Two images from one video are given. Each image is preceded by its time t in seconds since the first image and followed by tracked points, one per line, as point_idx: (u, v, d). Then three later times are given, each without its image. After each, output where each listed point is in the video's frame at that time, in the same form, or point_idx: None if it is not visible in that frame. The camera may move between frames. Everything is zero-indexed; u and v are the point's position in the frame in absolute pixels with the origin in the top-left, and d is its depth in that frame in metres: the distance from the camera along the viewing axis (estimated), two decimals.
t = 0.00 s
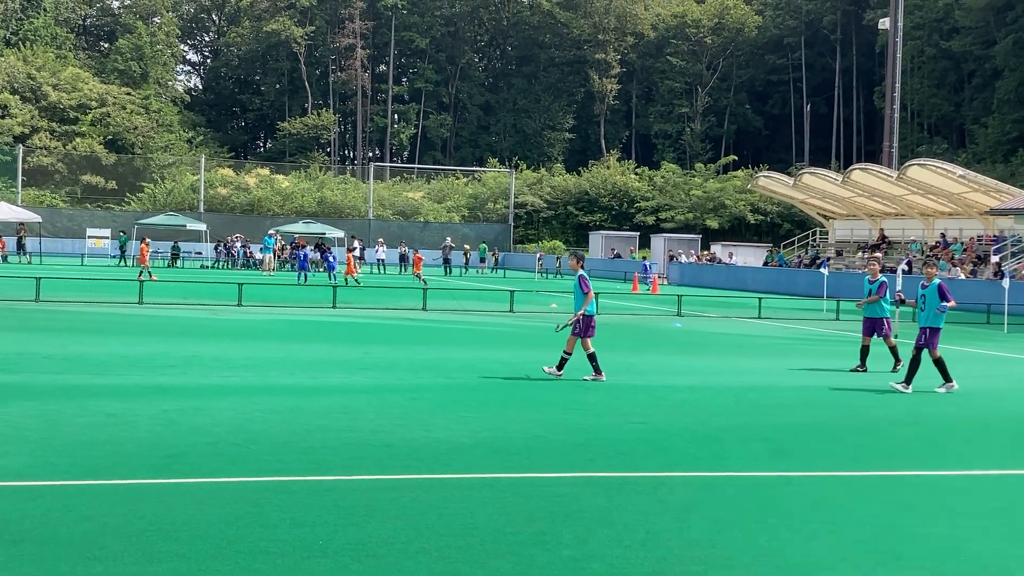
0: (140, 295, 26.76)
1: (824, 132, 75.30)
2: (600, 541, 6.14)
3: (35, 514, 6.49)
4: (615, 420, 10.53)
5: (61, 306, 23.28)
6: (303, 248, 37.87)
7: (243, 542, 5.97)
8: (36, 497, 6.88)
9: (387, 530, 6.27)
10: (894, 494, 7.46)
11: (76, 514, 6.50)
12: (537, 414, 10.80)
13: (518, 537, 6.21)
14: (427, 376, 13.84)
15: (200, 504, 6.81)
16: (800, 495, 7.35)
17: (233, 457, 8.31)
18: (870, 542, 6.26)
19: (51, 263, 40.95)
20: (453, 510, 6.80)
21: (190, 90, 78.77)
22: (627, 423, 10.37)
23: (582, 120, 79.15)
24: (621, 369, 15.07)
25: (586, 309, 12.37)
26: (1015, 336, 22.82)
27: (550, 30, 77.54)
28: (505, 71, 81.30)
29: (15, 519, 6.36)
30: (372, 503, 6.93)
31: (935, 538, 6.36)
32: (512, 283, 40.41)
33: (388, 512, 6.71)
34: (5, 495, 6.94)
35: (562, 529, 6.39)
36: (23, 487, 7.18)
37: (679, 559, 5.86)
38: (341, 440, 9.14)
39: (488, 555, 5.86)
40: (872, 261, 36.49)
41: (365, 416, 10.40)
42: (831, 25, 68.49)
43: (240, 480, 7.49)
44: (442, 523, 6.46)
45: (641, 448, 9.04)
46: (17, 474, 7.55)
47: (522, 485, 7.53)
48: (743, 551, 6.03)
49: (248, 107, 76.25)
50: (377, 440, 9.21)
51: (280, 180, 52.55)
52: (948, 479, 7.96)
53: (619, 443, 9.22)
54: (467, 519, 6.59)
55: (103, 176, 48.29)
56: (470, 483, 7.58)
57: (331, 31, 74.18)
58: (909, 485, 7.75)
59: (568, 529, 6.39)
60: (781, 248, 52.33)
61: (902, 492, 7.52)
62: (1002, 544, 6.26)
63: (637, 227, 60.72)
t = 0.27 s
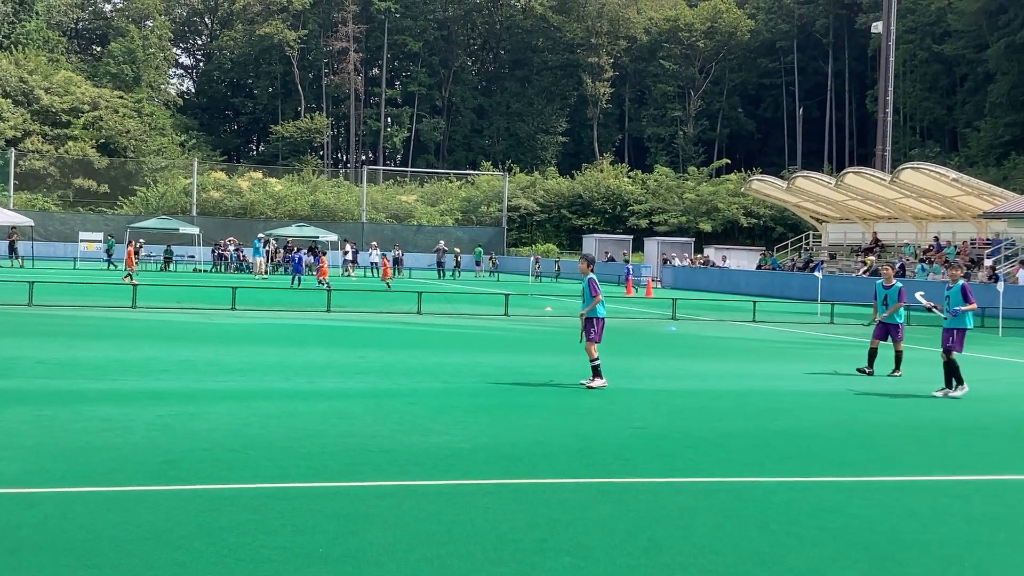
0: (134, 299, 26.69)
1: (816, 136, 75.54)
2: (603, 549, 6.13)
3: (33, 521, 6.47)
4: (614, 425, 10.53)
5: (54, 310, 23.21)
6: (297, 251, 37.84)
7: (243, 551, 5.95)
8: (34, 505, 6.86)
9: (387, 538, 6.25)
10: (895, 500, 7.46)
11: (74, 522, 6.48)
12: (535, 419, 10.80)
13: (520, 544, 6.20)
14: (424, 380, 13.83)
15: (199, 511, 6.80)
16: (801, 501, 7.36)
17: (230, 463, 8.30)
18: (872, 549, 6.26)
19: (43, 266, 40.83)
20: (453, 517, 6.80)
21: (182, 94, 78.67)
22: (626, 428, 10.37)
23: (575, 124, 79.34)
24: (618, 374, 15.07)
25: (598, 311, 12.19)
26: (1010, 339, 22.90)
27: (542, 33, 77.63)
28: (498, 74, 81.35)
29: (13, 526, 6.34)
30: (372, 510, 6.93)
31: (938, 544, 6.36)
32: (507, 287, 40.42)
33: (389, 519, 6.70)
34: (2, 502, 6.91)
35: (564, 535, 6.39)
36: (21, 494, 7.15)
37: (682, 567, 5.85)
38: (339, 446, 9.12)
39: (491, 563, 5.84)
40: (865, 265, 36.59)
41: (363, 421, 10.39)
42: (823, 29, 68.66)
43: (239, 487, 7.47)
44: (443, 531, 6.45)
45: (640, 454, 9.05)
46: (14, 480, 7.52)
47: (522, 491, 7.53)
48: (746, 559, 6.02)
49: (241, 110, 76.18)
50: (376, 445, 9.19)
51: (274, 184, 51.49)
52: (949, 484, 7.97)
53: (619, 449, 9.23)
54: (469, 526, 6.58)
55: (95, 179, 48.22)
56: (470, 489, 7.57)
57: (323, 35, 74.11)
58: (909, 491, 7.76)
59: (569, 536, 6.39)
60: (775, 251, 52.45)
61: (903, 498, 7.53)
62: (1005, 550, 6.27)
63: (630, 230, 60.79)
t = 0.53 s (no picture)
0: (123, 302, 26.61)
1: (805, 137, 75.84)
2: (601, 554, 6.16)
3: (25, 529, 6.46)
4: (608, 428, 10.57)
5: (43, 314, 23.09)
6: (286, 253, 37.74)
7: (239, 558, 5.96)
8: (26, 512, 6.85)
9: (384, 544, 6.27)
10: (890, 503, 7.52)
11: (65, 529, 6.47)
12: (529, 422, 10.83)
13: (518, 549, 6.23)
14: (417, 384, 13.83)
15: (191, 517, 6.80)
16: (796, 504, 7.42)
17: (222, 468, 8.30)
18: (866, 552, 6.32)
19: (32, 269, 40.64)
20: (447, 522, 6.82)
21: (171, 96, 78.47)
22: (620, 431, 10.41)
23: (565, 126, 79.45)
24: (611, 376, 15.11)
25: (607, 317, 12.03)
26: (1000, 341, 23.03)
27: (532, 35, 77.74)
28: (488, 77, 81.35)
29: (5, 533, 6.34)
30: (366, 515, 6.94)
31: (934, 547, 6.42)
32: (498, 289, 40.42)
33: (384, 524, 6.71)
34: None
35: (561, 541, 6.42)
36: (12, 500, 7.14)
37: (679, 572, 5.89)
38: (333, 450, 9.13)
39: (489, 569, 5.86)
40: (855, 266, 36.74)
41: (356, 425, 10.40)
42: (812, 31, 68.94)
43: (234, 492, 7.48)
44: (441, 536, 6.48)
45: (634, 457, 9.08)
46: (5, 486, 7.51)
47: (517, 496, 7.55)
48: (743, 563, 6.07)
49: (229, 112, 76.04)
50: (370, 450, 9.20)
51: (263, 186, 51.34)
52: (943, 488, 8.03)
53: (613, 453, 9.25)
54: (466, 531, 6.61)
55: (84, 182, 48.12)
56: (467, 494, 7.60)
57: (312, 37, 74.02)
58: (903, 494, 7.82)
59: (566, 541, 6.42)
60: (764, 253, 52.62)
61: (898, 501, 7.58)
62: (999, 554, 6.32)
63: (620, 232, 60.90)
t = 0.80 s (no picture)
0: (109, 306, 26.54)
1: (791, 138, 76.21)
2: (595, 556, 6.23)
3: (18, 534, 6.47)
4: (599, 430, 10.64)
5: (28, 317, 23.01)
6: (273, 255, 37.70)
7: (234, 562, 6.00)
8: (18, 517, 6.87)
9: (378, 548, 6.31)
10: (880, 504, 7.61)
11: (58, 534, 6.49)
12: (520, 425, 10.89)
13: (512, 553, 6.28)
14: (406, 386, 13.88)
15: (184, 522, 6.83)
16: (789, 506, 7.50)
17: (215, 471, 8.33)
18: (856, 553, 6.40)
19: (16, 272, 40.46)
20: (441, 525, 6.87)
21: (156, 97, 78.22)
22: (610, 433, 10.49)
23: (551, 127, 79.63)
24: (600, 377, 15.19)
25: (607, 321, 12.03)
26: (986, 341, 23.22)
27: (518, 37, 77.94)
28: (474, 78, 81.41)
29: None
30: (359, 519, 6.98)
31: (923, 548, 6.51)
32: (485, 291, 40.49)
33: (379, 528, 6.76)
34: None
35: (556, 544, 6.48)
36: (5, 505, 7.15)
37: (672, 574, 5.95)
38: (325, 453, 9.17)
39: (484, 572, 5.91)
40: (841, 267, 36.94)
41: (347, 428, 10.43)
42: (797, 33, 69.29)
43: (226, 497, 7.50)
44: (435, 539, 6.53)
45: (624, 458, 9.15)
46: None
47: (510, 499, 7.61)
48: (735, 565, 6.13)
49: (215, 114, 75.85)
50: (361, 453, 9.25)
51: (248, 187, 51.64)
52: (933, 488, 8.13)
53: (605, 454, 9.33)
54: (460, 535, 6.65)
55: (69, 184, 47.99)
56: (460, 497, 7.64)
57: (298, 38, 73.89)
58: (893, 495, 7.91)
59: (561, 544, 6.48)
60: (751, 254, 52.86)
61: (888, 502, 7.68)
62: (988, 555, 6.40)
63: (607, 233, 61.05)
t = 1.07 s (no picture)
0: (93, 307, 26.47)
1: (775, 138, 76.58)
2: (586, 557, 6.31)
3: (8, 537, 6.51)
4: (588, 430, 10.72)
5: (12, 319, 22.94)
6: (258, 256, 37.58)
7: (225, 565, 6.04)
8: (8, 520, 6.90)
9: (371, 550, 6.37)
10: (866, 503, 7.73)
11: (48, 537, 6.53)
12: (509, 425, 10.97)
13: (504, 553, 6.36)
14: (395, 387, 13.94)
15: (175, 524, 6.89)
16: (778, 505, 7.61)
17: (204, 474, 8.37)
18: (844, 552, 6.51)
19: None
20: (433, 526, 6.94)
21: (139, 98, 77.90)
22: (600, 433, 10.57)
23: (536, 127, 79.80)
24: (588, 378, 15.29)
25: (603, 325, 12.10)
26: (970, 339, 23.44)
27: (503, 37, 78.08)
28: (459, 78, 81.35)
29: None
30: (350, 521, 7.04)
31: (909, 546, 6.62)
32: (471, 291, 40.54)
33: (370, 530, 6.83)
34: None
35: (547, 544, 6.56)
36: None
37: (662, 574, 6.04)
38: (315, 455, 9.22)
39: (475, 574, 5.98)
40: (826, 266, 37.19)
41: (337, 430, 10.48)
42: (780, 33, 69.64)
43: (216, 499, 7.55)
44: (428, 541, 6.59)
45: (613, 459, 9.25)
46: None
47: (501, 499, 7.69)
48: (725, 565, 6.22)
49: (199, 114, 75.59)
50: (351, 454, 9.30)
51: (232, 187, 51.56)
52: (920, 487, 8.25)
53: (594, 455, 9.41)
54: (451, 536, 6.73)
55: (52, 185, 47.77)
56: (450, 498, 7.72)
57: (282, 39, 73.72)
58: (880, 494, 8.03)
59: (552, 544, 6.56)
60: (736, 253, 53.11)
61: (875, 500, 7.80)
62: (971, 552, 6.53)
63: (593, 233, 61.20)
